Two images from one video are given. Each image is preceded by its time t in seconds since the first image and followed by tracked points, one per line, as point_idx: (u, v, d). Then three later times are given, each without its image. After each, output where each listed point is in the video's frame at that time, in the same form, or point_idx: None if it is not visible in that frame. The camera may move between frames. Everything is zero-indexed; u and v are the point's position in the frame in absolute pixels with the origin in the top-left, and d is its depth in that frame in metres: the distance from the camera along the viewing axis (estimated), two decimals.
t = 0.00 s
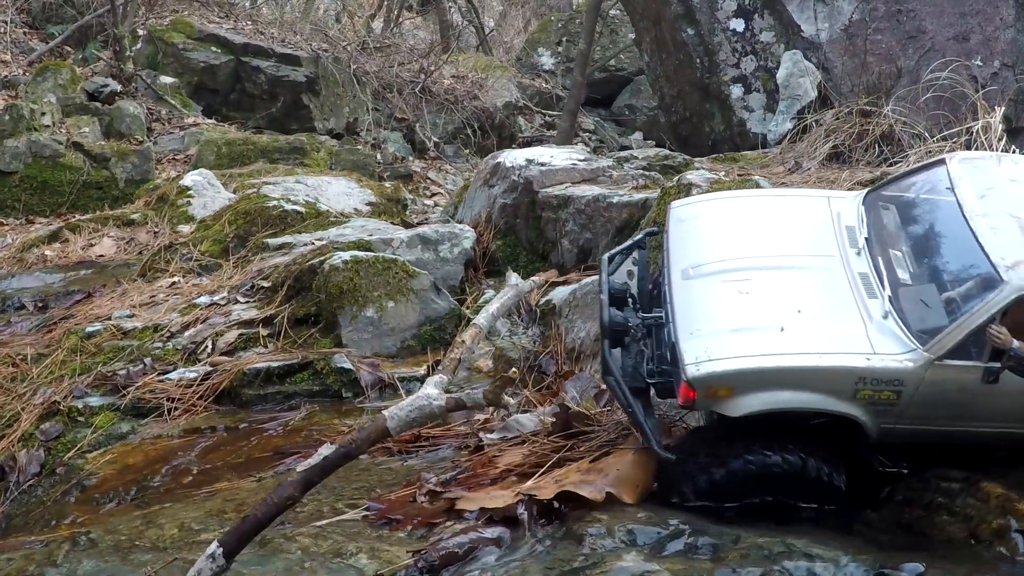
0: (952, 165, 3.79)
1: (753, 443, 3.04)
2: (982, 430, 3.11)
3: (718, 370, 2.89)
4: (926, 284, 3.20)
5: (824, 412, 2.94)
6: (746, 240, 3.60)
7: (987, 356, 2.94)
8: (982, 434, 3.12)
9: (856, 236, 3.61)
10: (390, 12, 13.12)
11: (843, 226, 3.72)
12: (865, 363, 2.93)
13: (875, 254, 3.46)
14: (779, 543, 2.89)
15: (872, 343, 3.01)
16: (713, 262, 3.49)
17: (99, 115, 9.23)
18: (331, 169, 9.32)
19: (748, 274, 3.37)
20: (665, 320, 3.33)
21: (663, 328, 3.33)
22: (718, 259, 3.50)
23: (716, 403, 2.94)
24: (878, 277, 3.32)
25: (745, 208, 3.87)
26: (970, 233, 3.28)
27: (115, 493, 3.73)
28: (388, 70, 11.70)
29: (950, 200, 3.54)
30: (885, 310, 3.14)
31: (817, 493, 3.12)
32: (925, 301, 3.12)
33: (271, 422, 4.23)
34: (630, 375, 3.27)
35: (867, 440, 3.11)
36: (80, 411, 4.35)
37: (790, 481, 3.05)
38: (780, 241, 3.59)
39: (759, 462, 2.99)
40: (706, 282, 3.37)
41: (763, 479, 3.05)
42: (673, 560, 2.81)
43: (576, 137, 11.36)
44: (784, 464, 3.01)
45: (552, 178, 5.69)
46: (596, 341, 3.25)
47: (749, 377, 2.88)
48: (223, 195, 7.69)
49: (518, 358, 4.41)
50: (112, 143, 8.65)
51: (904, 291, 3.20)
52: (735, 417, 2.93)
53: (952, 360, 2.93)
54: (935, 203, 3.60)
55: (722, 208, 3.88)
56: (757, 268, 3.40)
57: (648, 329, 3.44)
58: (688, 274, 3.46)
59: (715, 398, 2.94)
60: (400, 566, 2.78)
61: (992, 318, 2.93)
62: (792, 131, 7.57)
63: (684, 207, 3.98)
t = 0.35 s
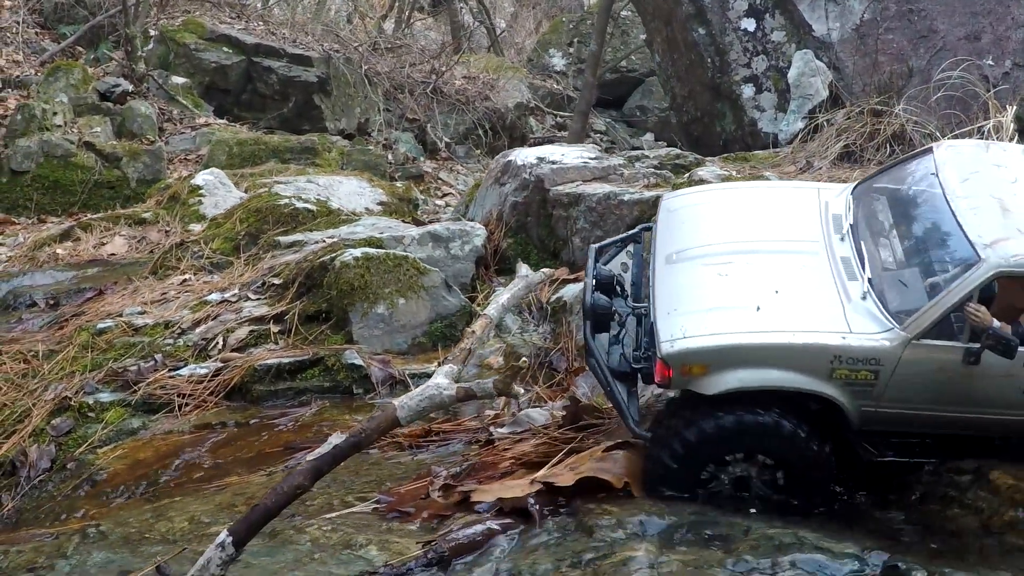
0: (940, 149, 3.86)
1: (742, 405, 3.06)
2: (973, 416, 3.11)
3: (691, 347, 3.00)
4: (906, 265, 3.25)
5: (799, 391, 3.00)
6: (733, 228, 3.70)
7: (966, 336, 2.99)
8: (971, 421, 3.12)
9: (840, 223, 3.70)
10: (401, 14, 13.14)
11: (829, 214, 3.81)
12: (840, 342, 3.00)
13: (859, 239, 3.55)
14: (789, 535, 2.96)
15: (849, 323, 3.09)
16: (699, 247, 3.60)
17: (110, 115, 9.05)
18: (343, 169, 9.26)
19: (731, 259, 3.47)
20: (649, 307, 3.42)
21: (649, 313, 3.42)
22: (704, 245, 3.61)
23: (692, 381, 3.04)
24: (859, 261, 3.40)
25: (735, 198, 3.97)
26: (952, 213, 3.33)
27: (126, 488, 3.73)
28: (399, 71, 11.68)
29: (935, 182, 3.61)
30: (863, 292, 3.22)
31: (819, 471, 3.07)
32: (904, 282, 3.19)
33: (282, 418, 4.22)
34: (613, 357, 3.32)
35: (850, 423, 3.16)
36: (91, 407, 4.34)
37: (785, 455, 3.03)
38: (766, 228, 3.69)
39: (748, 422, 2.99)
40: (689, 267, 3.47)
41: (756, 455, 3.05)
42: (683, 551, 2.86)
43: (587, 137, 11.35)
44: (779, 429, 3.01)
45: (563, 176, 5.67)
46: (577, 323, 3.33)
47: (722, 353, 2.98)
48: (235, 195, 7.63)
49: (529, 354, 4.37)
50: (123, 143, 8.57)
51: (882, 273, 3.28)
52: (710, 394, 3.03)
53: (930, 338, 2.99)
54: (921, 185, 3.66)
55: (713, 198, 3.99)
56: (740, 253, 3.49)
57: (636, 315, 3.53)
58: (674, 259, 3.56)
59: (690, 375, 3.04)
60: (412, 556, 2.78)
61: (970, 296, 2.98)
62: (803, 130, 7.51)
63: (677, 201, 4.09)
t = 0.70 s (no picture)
0: (939, 137, 3.90)
1: (730, 373, 3.10)
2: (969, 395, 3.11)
3: (677, 315, 3.07)
4: (897, 242, 3.29)
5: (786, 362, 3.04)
6: (731, 210, 3.77)
7: (957, 310, 3.03)
8: (967, 400, 3.11)
9: (838, 207, 3.75)
10: (417, 14, 13.14)
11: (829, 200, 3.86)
12: (827, 311, 3.04)
13: (854, 221, 3.60)
14: (816, 531, 2.96)
15: (838, 295, 3.13)
16: (695, 228, 3.67)
17: (128, 115, 9.01)
18: (360, 169, 9.25)
19: (726, 237, 3.52)
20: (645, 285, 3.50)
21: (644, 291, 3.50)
22: (700, 226, 3.68)
23: (679, 350, 3.11)
24: (852, 240, 3.45)
25: (736, 184, 4.03)
26: (943, 191, 3.38)
27: (148, 484, 3.73)
28: (417, 72, 11.67)
29: (930, 164, 3.66)
30: (854, 267, 3.27)
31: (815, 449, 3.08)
32: (893, 256, 3.24)
33: (305, 415, 4.22)
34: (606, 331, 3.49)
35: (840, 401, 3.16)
36: (112, 404, 4.35)
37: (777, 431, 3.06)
38: (764, 210, 3.74)
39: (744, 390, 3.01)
40: (684, 246, 3.55)
41: (741, 426, 3.08)
42: (709, 547, 2.86)
43: (604, 137, 11.31)
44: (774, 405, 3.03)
45: (583, 175, 5.65)
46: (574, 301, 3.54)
47: (709, 321, 3.04)
48: (254, 194, 7.63)
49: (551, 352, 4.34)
50: (141, 142, 8.58)
51: (874, 250, 3.34)
52: (697, 364, 3.08)
53: (919, 309, 3.03)
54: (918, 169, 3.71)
55: (713, 184, 4.06)
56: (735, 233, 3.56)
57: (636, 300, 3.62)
58: (670, 240, 3.64)
59: (678, 345, 3.11)
60: (439, 550, 2.76)
61: (957, 266, 3.03)
62: (822, 130, 7.50)
63: (678, 189, 4.17)
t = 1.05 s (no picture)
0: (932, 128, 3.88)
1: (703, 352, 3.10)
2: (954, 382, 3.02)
3: (649, 292, 3.12)
4: (875, 224, 3.28)
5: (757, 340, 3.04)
6: (718, 202, 3.79)
7: (931, 286, 3.00)
8: (948, 384, 3.03)
9: (829, 200, 3.76)
10: (434, 14, 13.12)
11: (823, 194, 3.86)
12: (797, 289, 3.05)
13: (840, 209, 3.60)
14: (839, 536, 2.89)
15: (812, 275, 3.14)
16: (682, 220, 3.71)
17: (145, 116, 9.02)
18: (377, 170, 9.23)
19: (709, 226, 3.54)
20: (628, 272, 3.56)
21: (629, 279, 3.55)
22: (687, 217, 3.72)
23: (653, 328, 3.14)
24: (835, 226, 3.46)
25: (729, 180, 4.06)
26: (922, 171, 3.36)
27: (167, 486, 3.72)
28: (433, 71, 11.62)
29: (916, 149, 3.63)
30: (831, 250, 3.27)
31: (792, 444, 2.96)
32: (870, 237, 3.23)
33: (323, 416, 4.19)
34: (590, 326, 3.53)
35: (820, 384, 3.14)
36: (130, 405, 4.34)
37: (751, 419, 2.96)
38: (752, 200, 3.76)
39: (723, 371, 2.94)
40: (668, 235, 3.59)
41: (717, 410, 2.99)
42: (731, 552, 2.81)
43: (620, 137, 11.25)
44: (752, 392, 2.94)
45: (602, 176, 5.61)
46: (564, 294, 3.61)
47: (679, 298, 3.08)
48: (271, 194, 7.63)
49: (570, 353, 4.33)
50: (158, 143, 8.59)
51: (853, 233, 3.34)
52: (668, 341, 3.11)
53: (889, 285, 3.01)
54: (906, 154, 3.69)
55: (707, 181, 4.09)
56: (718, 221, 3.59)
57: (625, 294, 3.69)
58: (656, 231, 3.69)
59: (650, 323, 3.15)
60: (461, 555, 2.74)
61: (927, 241, 3.01)
62: (840, 130, 7.41)
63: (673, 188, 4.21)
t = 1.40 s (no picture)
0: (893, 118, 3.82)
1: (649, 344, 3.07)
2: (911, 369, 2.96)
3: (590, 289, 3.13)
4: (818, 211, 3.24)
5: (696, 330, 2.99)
6: (672, 203, 3.79)
7: (869, 269, 2.95)
8: (894, 368, 2.96)
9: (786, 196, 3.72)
10: (447, 14, 13.09)
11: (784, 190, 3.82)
12: (732, 277, 3.01)
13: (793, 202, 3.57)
14: (850, 544, 2.74)
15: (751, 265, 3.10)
16: (635, 221, 3.71)
17: (157, 116, 9.02)
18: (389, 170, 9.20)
19: (656, 225, 3.53)
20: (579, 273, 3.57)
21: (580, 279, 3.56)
22: (640, 218, 3.72)
23: (597, 325, 3.13)
24: (784, 218, 3.42)
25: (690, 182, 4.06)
26: (865, 154, 3.32)
27: (173, 488, 3.68)
28: (445, 71, 11.54)
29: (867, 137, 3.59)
30: (774, 241, 3.24)
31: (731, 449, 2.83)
32: (811, 224, 3.19)
33: (331, 419, 4.15)
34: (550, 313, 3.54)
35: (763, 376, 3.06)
36: (138, 407, 4.31)
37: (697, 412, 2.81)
38: (706, 199, 3.74)
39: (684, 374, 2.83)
40: (618, 236, 3.60)
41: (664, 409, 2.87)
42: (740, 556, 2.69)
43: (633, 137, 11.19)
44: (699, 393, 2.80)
45: (613, 177, 5.55)
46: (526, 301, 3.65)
47: (617, 292, 3.07)
48: (282, 194, 7.61)
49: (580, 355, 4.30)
50: (170, 143, 8.58)
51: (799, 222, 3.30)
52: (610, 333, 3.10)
53: (827, 270, 2.97)
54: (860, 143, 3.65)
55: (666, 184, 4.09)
56: (666, 220, 3.57)
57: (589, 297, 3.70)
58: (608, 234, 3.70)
59: (594, 318, 3.16)
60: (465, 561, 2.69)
61: (860, 222, 2.96)
62: (852, 131, 7.25)
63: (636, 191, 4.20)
